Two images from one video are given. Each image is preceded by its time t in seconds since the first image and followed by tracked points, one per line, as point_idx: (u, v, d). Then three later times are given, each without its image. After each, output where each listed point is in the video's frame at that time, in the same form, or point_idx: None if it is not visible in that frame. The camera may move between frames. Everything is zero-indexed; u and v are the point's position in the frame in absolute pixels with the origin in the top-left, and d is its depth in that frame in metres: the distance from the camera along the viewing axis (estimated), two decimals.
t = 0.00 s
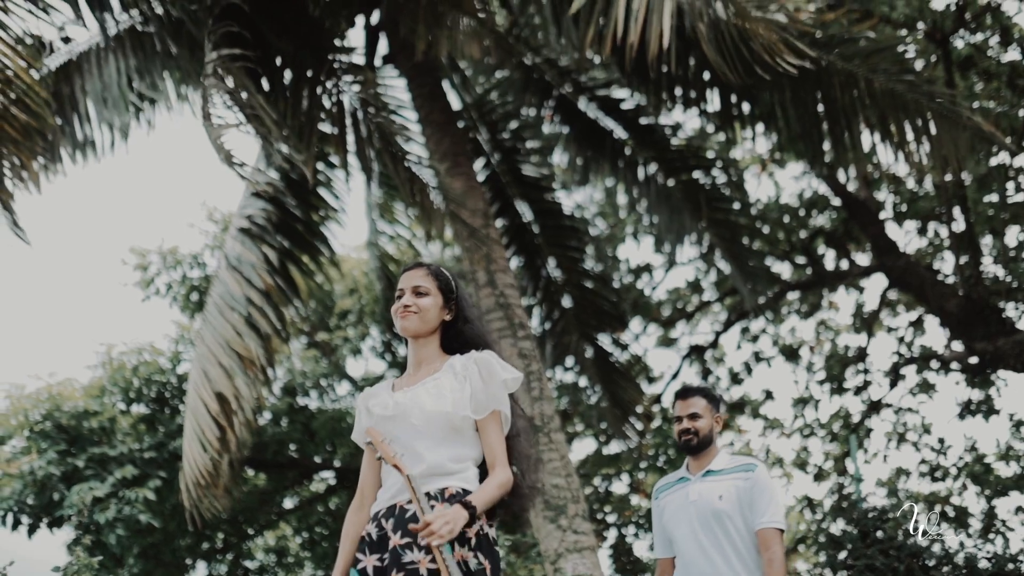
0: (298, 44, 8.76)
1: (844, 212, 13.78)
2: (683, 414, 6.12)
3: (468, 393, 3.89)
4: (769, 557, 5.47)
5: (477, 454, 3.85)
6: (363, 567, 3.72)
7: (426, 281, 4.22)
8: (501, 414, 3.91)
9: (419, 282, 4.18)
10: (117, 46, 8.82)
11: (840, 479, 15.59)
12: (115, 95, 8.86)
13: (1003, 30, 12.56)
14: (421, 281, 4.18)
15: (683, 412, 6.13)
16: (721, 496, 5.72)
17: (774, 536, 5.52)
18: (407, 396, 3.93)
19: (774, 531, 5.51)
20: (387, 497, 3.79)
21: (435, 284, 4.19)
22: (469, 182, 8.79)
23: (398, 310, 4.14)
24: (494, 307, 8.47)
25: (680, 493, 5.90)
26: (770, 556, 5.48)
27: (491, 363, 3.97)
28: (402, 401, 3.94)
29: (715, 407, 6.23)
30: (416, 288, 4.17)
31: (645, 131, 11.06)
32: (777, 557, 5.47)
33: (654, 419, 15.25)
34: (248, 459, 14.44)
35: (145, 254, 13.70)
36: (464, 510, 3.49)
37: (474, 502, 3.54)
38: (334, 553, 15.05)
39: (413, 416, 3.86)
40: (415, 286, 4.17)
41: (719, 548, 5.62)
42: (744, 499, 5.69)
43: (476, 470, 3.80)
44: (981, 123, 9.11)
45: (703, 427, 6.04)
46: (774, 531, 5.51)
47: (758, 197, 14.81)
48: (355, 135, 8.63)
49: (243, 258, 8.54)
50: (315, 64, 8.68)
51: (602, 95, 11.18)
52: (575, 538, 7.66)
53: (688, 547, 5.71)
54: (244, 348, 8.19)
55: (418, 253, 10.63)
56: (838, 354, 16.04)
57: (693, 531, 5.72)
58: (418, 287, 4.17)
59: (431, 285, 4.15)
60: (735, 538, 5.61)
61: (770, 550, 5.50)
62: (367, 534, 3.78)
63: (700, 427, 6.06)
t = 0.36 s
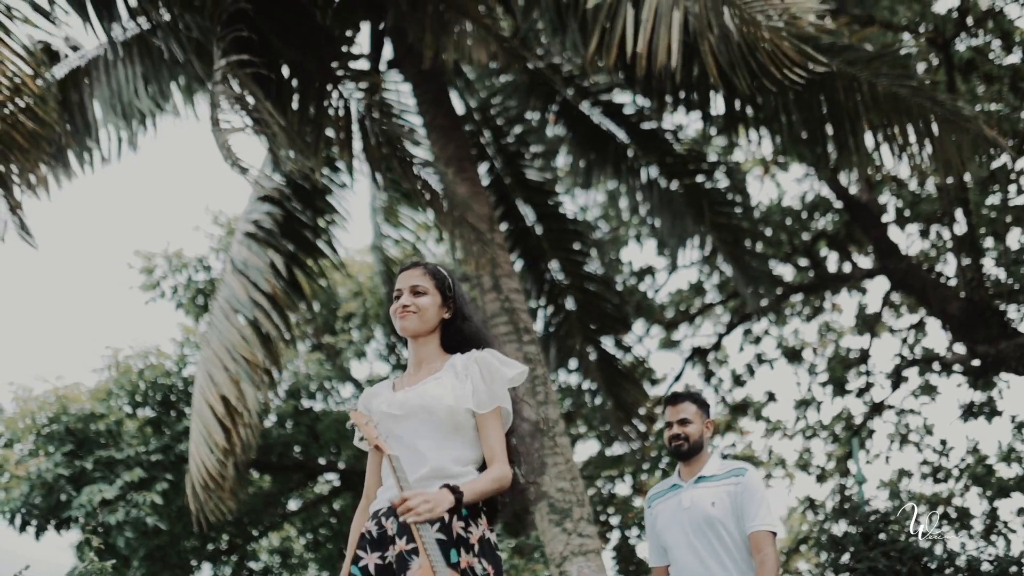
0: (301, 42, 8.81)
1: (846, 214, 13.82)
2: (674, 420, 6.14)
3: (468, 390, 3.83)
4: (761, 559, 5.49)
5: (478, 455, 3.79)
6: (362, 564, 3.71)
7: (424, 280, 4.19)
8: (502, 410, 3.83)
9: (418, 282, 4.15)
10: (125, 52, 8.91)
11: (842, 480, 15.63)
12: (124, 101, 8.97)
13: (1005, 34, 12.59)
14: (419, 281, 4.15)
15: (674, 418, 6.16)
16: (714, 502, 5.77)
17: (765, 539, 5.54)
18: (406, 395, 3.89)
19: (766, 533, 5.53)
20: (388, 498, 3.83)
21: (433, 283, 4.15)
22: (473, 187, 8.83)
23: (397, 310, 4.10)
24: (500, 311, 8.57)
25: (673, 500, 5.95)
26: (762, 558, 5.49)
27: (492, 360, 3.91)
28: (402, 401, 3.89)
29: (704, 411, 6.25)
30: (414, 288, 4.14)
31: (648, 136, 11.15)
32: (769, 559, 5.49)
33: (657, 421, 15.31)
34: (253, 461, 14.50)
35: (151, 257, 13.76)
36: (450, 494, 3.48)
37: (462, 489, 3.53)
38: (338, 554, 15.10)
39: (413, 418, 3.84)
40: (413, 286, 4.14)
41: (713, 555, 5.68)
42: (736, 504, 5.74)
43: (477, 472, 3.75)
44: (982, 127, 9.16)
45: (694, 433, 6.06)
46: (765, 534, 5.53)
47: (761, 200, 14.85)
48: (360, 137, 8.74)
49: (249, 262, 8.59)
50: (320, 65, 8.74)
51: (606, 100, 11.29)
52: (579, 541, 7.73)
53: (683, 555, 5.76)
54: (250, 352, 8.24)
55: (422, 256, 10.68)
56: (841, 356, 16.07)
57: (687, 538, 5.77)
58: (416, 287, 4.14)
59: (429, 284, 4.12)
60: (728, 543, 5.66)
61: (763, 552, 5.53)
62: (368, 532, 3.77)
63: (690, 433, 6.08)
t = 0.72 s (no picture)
0: (303, 42, 8.95)
1: (850, 217, 13.85)
2: (662, 425, 6.22)
3: (470, 393, 3.83)
4: (753, 561, 5.53)
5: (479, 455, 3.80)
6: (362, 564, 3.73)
7: (423, 280, 4.12)
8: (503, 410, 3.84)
9: (416, 283, 4.08)
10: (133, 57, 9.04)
11: (845, 482, 15.66)
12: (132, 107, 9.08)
13: (1008, 37, 12.63)
14: (418, 283, 4.08)
15: (663, 423, 6.23)
16: (704, 505, 5.81)
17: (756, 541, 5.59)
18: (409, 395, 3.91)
19: (757, 535, 5.57)
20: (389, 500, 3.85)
21: (431, 284, 4.09)
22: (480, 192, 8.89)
23: (396, 312, 4.05)
24: (505, 316, 8.60)
25: (663, 505, 5.98)
26: (755, 560, 5.53)
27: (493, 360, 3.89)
28: (404, 404, 3.89)
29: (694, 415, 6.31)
30: (412, 290, 4.07)
31: (651, 141, 11.25)
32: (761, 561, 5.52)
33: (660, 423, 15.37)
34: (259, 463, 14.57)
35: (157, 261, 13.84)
36: (440, 480, 3.57)
37: (453, 478, 3.61)
38: (344, 555, 15.17)
39: (415, 420, 3.85)
40: (411, 288, 4.07)
41: (705, 559, 5.72)
42: (727, 508, 5.78)
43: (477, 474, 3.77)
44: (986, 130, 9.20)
45: (682, 437, 6.13)
46: (756, 536, 5.58)
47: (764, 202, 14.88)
48: (369, 142, 8.94)
49: (256, 267, 8.62)
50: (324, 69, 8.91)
51: (611, 105, 11.35)
52: (585, 544, 7.81)
53: (674, 559, 5.80)
54: (257, 355, 8.28)
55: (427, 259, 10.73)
56: (844, 357, 16.10)
57: (679, 543, 5.81)
58: (415, 288, 4.07)
59: (428, 286, 4.05)
60: (719, 547, 5.69)
61: (755, 555, 5.56)
62: (367, 533, 3.81)
63: (679, 437, 6.15)
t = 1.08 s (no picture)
0: (306, 43, 9.18)
1: (854, 219, 13.87)
2: (650, 424, 6.25)
3: (471, 398, 3.88)
4: (746, 561, 5.58)
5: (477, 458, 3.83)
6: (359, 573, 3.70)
7: (422, 286, 4.19)
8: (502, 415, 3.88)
9: (415, 288, 4.14)
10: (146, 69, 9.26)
11: (850, 483, 15.70)
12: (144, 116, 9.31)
13: (1013, 40, 12.64)
14: (417, 287, 4.14)
15: (651, 422, 6.27)
16: (693, 503, 5.83)
17: (747, 539, 5.64)
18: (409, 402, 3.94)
19: (748, 533, 5.62)
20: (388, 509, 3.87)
21: (431, 289, 4.15)
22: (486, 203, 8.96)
23: (396, 317, 4.11)
24: (514, 321, 8.85)
25: (653, 504, 6.02)
26: (747, 559, 5.58)
27: (493, 364, 3.95)
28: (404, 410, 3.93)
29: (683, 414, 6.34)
30: (412, 294, 4.14)
31: (656, 145, 11.41)
32: (754, 559, 5.59)
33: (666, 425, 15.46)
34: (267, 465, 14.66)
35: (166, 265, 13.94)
36: (430, 470, 3.57)
37: (444, 470, 3.60)
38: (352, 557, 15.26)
39: (415, 426, 3.90)
40: (411, 292, 4.13)
41: (697, 557, 5.75)
42: (717, 505, 5.81)
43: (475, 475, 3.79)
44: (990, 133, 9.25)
45: (670, 436, 6.17)
46: (747, 535, 5.64)
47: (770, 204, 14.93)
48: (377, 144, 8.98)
49: (265, 272, 8.68)
50: (334, 75, 9.10)
51: (617, 109, 11.51)
52: (593, 547, 7.89)
53: (665, 556, 5.83)
54: (267, 359, 8.32)
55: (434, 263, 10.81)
56: (849, 359, 16.12)
57: (670, 541, 5.84)
58: (414, 293, 4.13)
59: (428, 290, 4.11)
60: (710, 545, 5.73)
61: (747, 552, 5.63)
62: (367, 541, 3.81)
63: (667, 436, 6.19)
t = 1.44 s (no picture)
0: (320, 51, 9.41)
1: (861, 221, 13.90)
2: (642, 422, 6.03)
3: (471, 402, 3.89)
4: (744, 559, 5.37)
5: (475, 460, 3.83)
6: None
7: (420, 290, 4.24)
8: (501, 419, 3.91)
9: (414, 291, 4.21)
10: (157, 76, 9.58)
11: (858, 484, 15.72)
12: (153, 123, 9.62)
13: (1020, 40, 12.64)
14: (415, 290, 4.21)
15: (643, 420, 6.05)
16: (688, 497, 5.57)
17: (744, 536, 5.40)
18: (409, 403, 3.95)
19: (745, 529, 5.38)
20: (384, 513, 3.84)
21: (429, 292, 4.22)
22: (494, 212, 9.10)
23: (394, 319, 4.15)
24: (523, 325, 8.87)
25: (647, 500, 5.76)
26: (745, 556, 5.37)
27: (492, 367, 3.98)
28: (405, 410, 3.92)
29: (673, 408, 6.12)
30: (411, 297, 4.19)
31: (662, 148, 11.51)
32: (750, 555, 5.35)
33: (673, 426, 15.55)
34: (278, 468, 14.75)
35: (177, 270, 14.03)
36: (425, 460, 3.49)
37: (439, 461, 3.54)
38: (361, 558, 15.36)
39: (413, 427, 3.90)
40: (410, 295, 4.19)
41: (692, 555, 5.48)
42: (713, 500, 5.54)
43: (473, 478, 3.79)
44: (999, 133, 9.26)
45: (660, 432, 5.93)
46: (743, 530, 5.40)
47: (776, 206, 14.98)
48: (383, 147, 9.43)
49: (276, 276, 8.74)
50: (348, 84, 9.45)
51: (625, 114, 11.60)
52: (603, 550, 7.96)
53: (658, 552, 5.58)
54: (278, 361, 8.34)
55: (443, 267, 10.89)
56: (856, 360, 16.15)
57: (664, 539, 5.58)
58: (413, 296, 4.19)
59: (426, 293, 4.18)
60: (705, 541, 5.48)
61: (743, 548, 5.39)
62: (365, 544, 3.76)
63: (658, 432, 5.95)
